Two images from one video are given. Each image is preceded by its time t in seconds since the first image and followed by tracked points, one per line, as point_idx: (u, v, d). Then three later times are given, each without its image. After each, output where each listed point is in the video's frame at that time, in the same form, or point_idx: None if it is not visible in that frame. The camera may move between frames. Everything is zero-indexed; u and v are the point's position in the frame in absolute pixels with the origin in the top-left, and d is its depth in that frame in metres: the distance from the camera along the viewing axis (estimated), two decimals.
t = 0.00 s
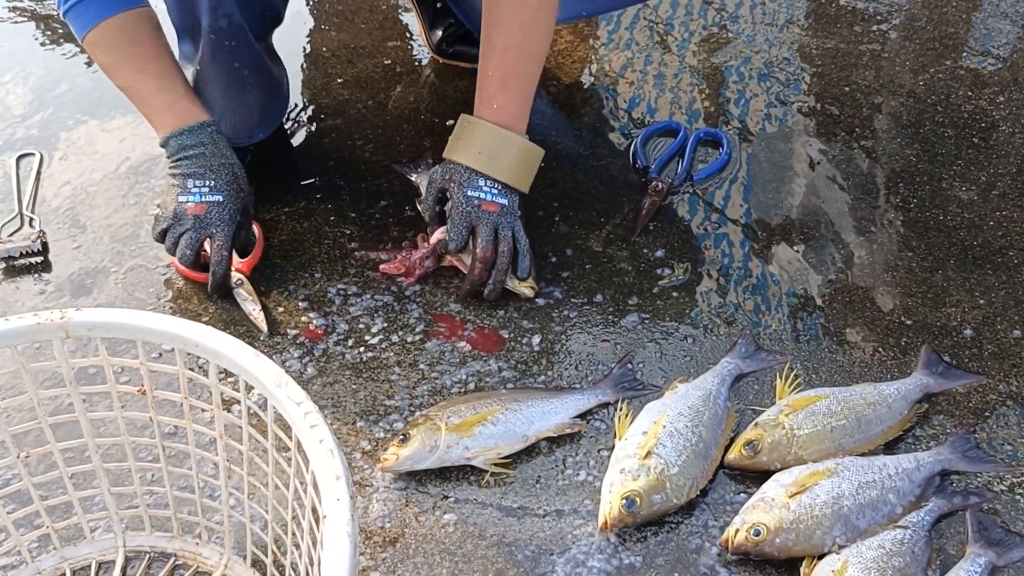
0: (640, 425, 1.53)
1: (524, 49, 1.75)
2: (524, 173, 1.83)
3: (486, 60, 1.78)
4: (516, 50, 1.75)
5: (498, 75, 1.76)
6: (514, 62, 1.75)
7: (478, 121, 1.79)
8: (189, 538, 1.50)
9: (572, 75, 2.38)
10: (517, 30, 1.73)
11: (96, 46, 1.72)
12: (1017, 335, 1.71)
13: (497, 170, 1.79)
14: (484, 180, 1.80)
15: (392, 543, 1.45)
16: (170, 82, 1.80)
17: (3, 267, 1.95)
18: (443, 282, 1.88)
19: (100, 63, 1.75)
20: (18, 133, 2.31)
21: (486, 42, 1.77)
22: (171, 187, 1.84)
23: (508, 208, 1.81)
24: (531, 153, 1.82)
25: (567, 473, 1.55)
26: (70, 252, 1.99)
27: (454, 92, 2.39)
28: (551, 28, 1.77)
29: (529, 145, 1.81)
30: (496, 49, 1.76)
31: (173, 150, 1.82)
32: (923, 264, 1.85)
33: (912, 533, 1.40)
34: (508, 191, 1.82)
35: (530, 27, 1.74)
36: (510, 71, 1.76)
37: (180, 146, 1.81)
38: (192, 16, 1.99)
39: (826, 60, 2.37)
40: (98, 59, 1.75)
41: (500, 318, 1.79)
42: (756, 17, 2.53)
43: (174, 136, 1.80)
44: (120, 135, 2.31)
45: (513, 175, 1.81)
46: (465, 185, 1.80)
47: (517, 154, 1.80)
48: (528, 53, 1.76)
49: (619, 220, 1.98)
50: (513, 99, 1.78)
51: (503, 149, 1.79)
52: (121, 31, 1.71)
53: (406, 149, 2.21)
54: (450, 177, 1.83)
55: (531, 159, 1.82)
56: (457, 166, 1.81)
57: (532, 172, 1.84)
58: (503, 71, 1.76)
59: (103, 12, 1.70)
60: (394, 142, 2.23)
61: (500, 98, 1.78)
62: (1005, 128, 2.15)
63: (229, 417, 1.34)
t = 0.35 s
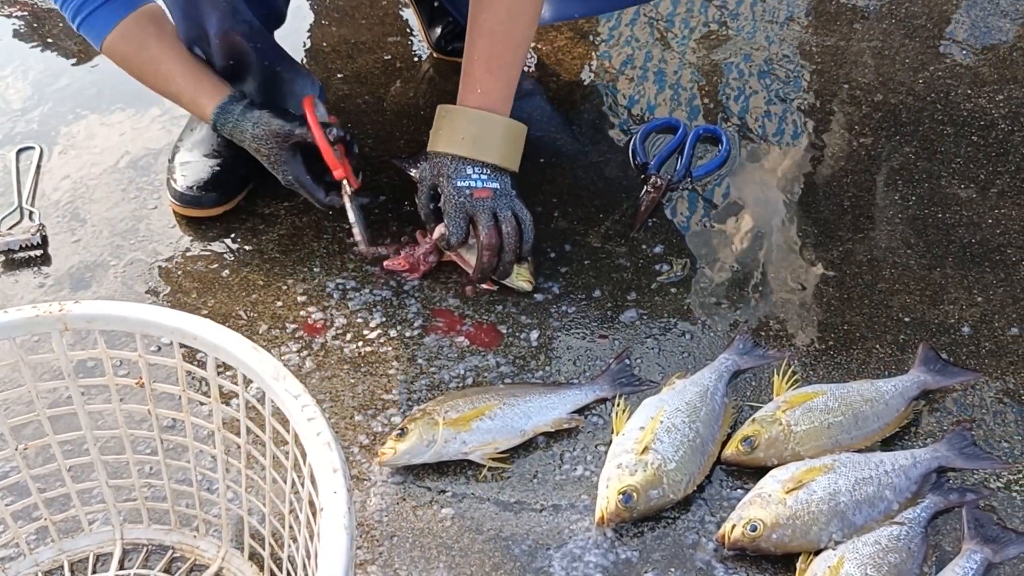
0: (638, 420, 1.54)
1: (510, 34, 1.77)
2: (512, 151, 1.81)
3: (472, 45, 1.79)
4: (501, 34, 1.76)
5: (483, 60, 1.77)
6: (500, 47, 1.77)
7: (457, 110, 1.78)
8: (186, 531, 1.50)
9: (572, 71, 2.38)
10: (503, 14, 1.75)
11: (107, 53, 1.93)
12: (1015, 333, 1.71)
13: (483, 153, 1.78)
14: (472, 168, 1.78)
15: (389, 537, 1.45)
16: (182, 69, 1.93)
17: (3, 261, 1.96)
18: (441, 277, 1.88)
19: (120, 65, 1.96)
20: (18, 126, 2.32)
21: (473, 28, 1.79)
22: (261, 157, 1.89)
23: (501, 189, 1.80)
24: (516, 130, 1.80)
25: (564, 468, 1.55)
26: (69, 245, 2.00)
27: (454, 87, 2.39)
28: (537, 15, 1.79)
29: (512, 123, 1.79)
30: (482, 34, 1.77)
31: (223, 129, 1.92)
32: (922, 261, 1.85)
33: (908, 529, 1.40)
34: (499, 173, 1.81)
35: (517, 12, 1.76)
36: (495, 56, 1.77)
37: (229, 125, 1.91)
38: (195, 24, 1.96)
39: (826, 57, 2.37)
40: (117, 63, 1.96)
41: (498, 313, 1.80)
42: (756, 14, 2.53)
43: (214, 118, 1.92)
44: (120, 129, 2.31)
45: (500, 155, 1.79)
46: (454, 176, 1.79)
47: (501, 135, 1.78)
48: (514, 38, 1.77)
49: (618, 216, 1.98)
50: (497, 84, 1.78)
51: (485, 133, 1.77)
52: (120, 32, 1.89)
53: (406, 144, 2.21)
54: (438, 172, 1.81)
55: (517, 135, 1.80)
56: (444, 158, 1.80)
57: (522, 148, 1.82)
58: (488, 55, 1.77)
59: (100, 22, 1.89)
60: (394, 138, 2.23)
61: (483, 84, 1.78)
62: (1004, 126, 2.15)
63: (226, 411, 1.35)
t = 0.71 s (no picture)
0: (635, 413, 1.55)
1: (514, 30, 1.78)
2: (514, 151, 1.81)
3: (476, 39, 1.80)
4: (505, 30, 1.77)
5: (487, 55, 1.78)
6: (503, 43, 1.78)
7: (461, 105, 1.78)
8: (185, 520, 1.51)
9: (572, 67, 2.38)
10: (507, 11, 1.76)
11: (123, 72, 1.90)
12: (1010, 330, 1.72)
13: (485, 151, 1.78)
14: (472, 166, 1.78)
15: (387, 527, 1.46)
16: (202, 80, 1.95)
17: (3, 251, 1.96)
18: (441, 271, 1.89)
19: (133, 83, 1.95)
20: (19, 119, 2.32)
21: (477, 22, 1.80)
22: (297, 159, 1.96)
23: (500, 189, 1.80)
24: (519, 130, 1.80)
25: (561, 461, 1.56)
26: (70, 236, 2.00)
27: (454, 82, 2.39)
28: (541, 11, 1.80)
29: (514, 122, 1.80)
30: (486, 30, 1.78)
31: (252, 134, 1.96)
32: (919, 258, 1.86)
33: (903, 522, 1.41)
34: (500, 171, 1.82)
35: (521, 8, 1.76)
36: (498, 51, 1.78)
37: (260, 130, 1.95)
38: (202, 22, 2.00)
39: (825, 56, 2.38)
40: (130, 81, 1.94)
41: (497, 307, 1.80)
42: (757, 12, 2.54)
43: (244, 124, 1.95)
44: (120, 121, 2.32)
45: (502, 154, 1.80)
46: (454, 173, 1.79)
47: (503, 134, 1.79)
48: (518, 34, 1.78)
49: (617, 211, 1.99)
50: (501, 79, 1.79)
51: (489, 131, 1.77)
52: (135, 50, 1.88)
53: (406, 139, 2.22)
54: (439, 167, 1.81)
55: (520, 135, 1.81)
56: (445, 153, 1.80)
57: (523, 149, 1.83)
58: (491, 51, 1.78)
59: (114, 41, 1.86)
60: (395, 132, 2.23)
61: (487, 79, 1.79)
62: (1002, 125, 2.16)
63: (226, 400, 1.35)
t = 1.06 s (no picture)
0: (640, 408, 1.56)
1: (531, 24, 1.82)
2: (528, 144, 1.84)
3: (494, 34, 1.84)
4: (523, 24, 1.81)
5: (505, 48, 1.82)
6: (521, 36, 1.82)
7: (479, 95, 1.81)
8: (191, 505, 1.52)
9: (582, 65, 2.40)
10: (525, 5, 1.80)
11: (152, 71, 1.91)
12: (1014, 333, 1.73)
13: (499, 142, 1.81)
14: (487, 154, 1.81)
15: (392, 516, 1.47)
16: (230, 81, 1.96)
17: (13, 236, 1.97)
18: (449, 264, 1.90)
19: (162, 83, 1.96)
20: (31, 105, 2.33)
21: (496, 17, 1.84)
22: (321, 163, 1.97)
23: (513, 179, 1.82)
24: (535, 123, 1.83)
25: (566, 454, 1.57)
26: (79, 222, 2.01)
27: (465, 77, 2.40)
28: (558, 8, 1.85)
29: (531, 115, 1.82)
30: (504, 24, 1.82)
31: (276, 136, 1.97)
32: (924, 261, 1.87)
33: (904, 521, 1.42)
34: (513, 163, 1.84)
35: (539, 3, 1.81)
36: (516, 44, 1.82)
37: (286, 133, 1.96)
38: (222, 13, 1.99)
39: (834, 59, 2.39)
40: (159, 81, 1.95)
41: (504, 301, 1.82)
42: (767, 14, 2.55)
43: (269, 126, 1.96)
44: (131, 109, 2.33)
45: (516, 146, 1.82)
46: (468, 160, 1.81)
47: (519, 126, 1.81)
48: (535, 29, 1.82)
49: (625, 208, 2.00)
50: (519, 72, 1.82)
51: (505, 122, 1.80)
52: (165, 49, 1.90)
53: (416, 132, 2.23)
54: (454, 154, 1.84)
55: (535, 129, 1.84)
56: (461, 141, 1.83)
57: (537, 143, 1.85)
58: (509, 44, 1.82)
59: (145, 40, 1.88)
60: (405, 126, 2.24)
61: (504, 71, 1.82)
62: (1009, 130, 2.17)
63: (236, 386, 1.37)
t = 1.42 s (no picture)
0: (647, 405, 1.57)
1: (546, 26, 1.84)
2: (537, 144, 1.84)
3: (508, 36, 1.85)
4: (538, 26, 1.83)
5: (518, 51, 1.83)
6: (536, 38, 1.83)
7: (489, 95, 1.82)
8: (199, 493, 1.52)
9: (593, 64, 2.41)
10: (541, 8, 1.82)
11: (177, 66, 1.89)
12: (1019, 339, 1.74)
13: (508, 141, 1.81)
14: (496, 153, 1.82)
15: (399, 508, 1.48)
16: (255, 79, 1.94)
17: (25, 222, 1.98)
18: (458, 259, 1.91)
19: (186, 79, 1.93)
20: (43, 93, 2.34)
21: (511, 19, 1.85)
22: (342, 164, 1.95)
23: (521, 179, 1.83)
24: (543, 123, 1.84)
25: (573, 450, 1.58)
26: (90, 210, 2.02)
27: (476, 74, 2.41)
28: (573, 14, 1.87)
29: (540, 116, 1.83)
30: (519, 26, 1.84)
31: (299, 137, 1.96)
32: (931, 266, 1.88)
33: (908, 523, 1.43)
34: (522, 163, 1.85)
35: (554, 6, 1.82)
36: (530, 46, 1.83)
37: (309, 136, 1.96)
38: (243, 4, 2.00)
39: (845, 63, 2.40)
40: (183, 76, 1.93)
41: (513, 297, 1.82)
42: (778, 17, 2.56)
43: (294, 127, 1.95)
44: (143, 98, 2.34)
45: (525, 145, 1.83)
46: (478, 158, 1.82)
47: (528, 125, 1.82)
48: (550, 31, 1.84)
49: (635, 208, 2.01)
50: (532, 73, 1.84)
51: (514, 121, 1.81)
52: (191, 45, 1.87)
53: (428, 127, 2.23)
54: (465, 152, 1.84)
55: (544, 129, 1.85)
56: (471, 140, 1.84)
57: (546, 143, 1.86)
58: (524, 45, 1.83)
59: (171, 35, 1.86)
60: (416, 121, 2.25)
61: (517, 72, 1.83)
62: (1018, 138, 2.18)
63: (248, 374, 1.37)
